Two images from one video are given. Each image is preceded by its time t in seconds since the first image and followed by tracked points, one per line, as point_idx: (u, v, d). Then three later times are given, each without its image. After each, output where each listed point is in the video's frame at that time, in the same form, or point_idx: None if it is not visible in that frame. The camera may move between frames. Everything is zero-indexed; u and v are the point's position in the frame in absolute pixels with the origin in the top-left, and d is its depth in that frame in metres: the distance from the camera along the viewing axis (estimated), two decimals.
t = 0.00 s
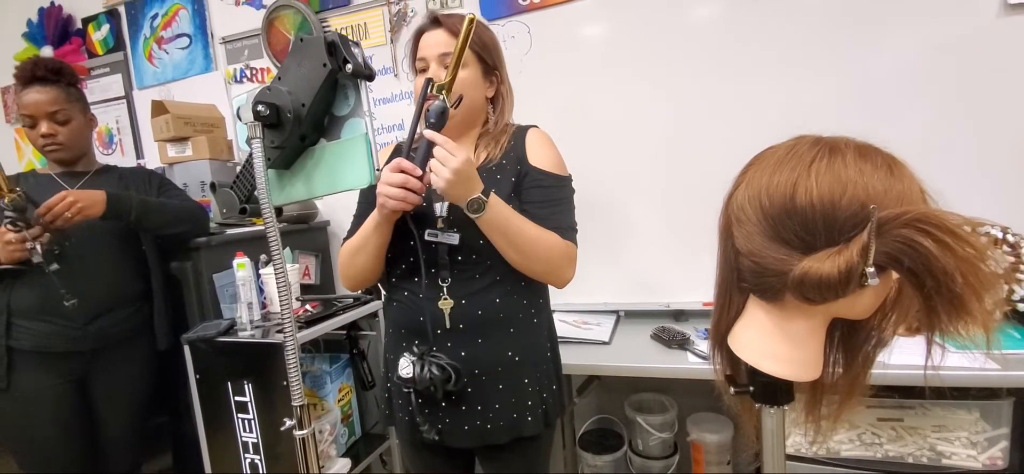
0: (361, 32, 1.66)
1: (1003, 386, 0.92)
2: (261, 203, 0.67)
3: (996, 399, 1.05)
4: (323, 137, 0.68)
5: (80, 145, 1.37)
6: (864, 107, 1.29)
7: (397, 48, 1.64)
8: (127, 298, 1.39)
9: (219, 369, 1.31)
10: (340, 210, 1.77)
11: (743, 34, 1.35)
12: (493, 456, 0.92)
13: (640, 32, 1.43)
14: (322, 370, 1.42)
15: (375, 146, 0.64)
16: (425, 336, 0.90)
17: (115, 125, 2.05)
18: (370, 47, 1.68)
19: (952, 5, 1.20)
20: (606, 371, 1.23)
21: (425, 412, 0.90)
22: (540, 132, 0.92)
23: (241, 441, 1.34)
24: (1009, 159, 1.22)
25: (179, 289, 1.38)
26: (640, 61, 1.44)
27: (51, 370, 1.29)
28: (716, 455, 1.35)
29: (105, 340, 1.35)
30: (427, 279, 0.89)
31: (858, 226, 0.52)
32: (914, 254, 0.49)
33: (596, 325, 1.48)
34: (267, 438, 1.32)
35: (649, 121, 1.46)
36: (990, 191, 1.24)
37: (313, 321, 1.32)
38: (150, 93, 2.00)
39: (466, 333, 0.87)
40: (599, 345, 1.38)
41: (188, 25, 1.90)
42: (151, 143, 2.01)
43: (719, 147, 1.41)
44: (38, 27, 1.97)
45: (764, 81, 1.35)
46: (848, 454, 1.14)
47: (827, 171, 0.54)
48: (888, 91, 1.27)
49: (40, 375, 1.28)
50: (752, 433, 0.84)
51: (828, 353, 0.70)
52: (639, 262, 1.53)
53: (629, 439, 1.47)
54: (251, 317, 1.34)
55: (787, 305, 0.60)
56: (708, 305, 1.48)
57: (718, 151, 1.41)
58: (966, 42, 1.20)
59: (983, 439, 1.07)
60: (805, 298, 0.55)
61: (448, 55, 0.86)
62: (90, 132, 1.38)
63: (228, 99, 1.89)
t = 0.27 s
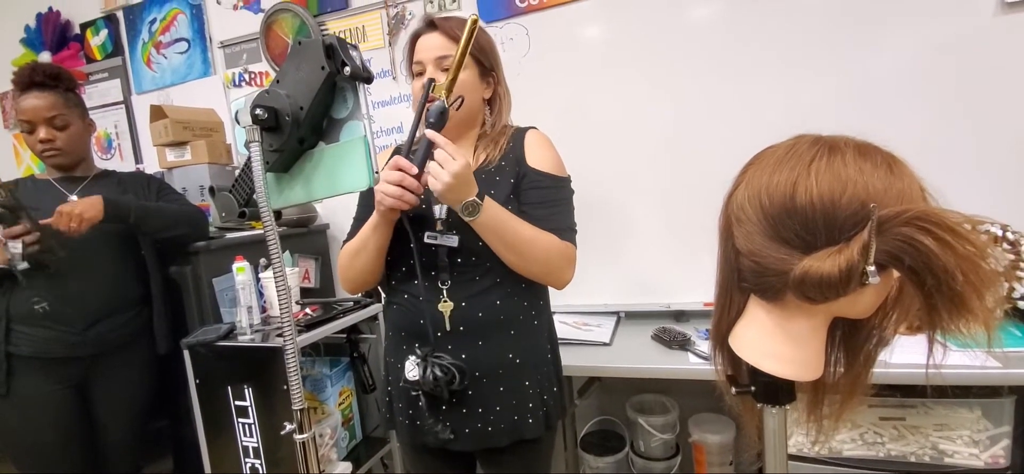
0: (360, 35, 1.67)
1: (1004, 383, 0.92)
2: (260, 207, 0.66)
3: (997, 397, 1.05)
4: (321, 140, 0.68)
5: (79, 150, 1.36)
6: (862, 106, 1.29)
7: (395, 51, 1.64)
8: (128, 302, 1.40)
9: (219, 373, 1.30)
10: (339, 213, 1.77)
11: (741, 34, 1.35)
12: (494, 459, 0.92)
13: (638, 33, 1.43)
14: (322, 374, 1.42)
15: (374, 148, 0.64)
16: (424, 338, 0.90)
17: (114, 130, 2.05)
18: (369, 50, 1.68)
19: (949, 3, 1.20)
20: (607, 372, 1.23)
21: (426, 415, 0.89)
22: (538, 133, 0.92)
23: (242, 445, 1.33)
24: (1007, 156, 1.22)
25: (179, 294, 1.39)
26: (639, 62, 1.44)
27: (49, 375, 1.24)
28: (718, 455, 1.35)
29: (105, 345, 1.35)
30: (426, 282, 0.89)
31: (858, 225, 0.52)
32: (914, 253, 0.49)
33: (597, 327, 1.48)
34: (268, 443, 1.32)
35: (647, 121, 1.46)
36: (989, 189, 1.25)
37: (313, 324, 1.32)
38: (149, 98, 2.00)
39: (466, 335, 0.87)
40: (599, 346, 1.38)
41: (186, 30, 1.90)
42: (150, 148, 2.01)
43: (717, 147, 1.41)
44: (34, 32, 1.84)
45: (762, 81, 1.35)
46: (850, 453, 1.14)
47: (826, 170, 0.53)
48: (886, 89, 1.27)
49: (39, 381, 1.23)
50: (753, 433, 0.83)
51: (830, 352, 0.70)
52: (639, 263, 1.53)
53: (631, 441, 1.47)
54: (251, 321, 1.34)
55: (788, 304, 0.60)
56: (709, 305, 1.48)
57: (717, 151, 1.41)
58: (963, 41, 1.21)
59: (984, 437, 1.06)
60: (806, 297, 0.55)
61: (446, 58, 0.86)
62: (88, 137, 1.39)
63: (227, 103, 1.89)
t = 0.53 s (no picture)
0: (362, 40, 1.67)
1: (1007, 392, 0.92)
2: (263, 214, 0.67)
3: (1000, 406, 1.04)
4: (325, 148, 0.68)
5: (81, 153, 1.37)
6: (865, 114, 1.29)
7: (397, 55, 1.64)
8: (127, 306, 1.38)
9: (220, 377, 1.30)
10: (341, 217, 1.77)
11: (744, 39, 1.35)
12: (495, 467, 0.91)
13: (641, 39, 1.43)
14: (323, 378, 1.42)
15: (378, 157, 0.64)
16: (425, 345, 0.89)
17: (116, 133, 2.05)
18: (371, 54, 1.68)
19: (951, 11, 1.20)
20: (609, 378, 1.23)
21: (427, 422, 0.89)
22: (541, 139, 0.92)
23: (241, 450, 1.33)
24: (1010, 164, 1.22)
25: (179, 297, 1.38)
26: (641, 68, 1.44)
27: (51, 378, 1.29)
28: (719, 462, 1.34)
29: (106, 349, 1.34)
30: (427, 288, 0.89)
31: (864, 236, 0.52)
32: (920, 265, 0.49)
33: (599, 332, 1.48)
34: (268, 447, 1.31)
35: (650, 127, 1.46)
36: (993, 196, 1.24)
37: (314, 329, 1.32)
38: (151, 101, 2.00)
39: (466, 342, 0.87)
40: (601, 352, 1.37)
41: (189, 33, 1.90)
42: (152, 151, 2.01)
43: (720, 152, 1.41)
44: (39, 35, 2.00)
45: (764, 88, 1.35)
46: (852, 461, 1.13)
47: (832, 182, 0.53)
48: (890, 96, 1.27)
49: (39, 385, 1.28)
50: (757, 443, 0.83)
51: (834, 362, 0.70)
52: (641, 269, 1.53)
53: (632, 447, 1.46)
54: (252, 325, 1.34)
55: (793, 315, 0.60)
56: (711, 311, 1.47)
57: (719, 157, 1.41)
58: (966, 48, 1.21)
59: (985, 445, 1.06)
60: (811, 309, 0.55)
61: (447, 65, 0.86)
62: (91, 140, 1.39)
63: (229, 106, 1.89)
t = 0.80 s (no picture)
0: (368, 42, 1.67)
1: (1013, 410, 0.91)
2: (266, 218, 0.67)
3: (1003, 425, 1.03)
4: (330, 154, 0.67)
5: (85, 151, 1.37)
6: (871, 127, 1.29)
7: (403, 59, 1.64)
8: (126, 306, 1.38)
9: (218, 379, 1.29)
10: (343, 218, 1.77)
11: (751, 50, 1.34)
12: None
13: (647, 48, 1.43)
14: (321, 381, 1.41)
15: (382, 164, 0.63)
16: (425, 353, 0.89)
17: (120, 130, 2.06)
18: (377, 57, 1.69)
19: (959, 26, 1.20)
20: (609, 388, 1.22)
21: (425, 430, 0.88)
22: (544, 145, 0.92)
23: (238, 452, 1.32)
24: (1017, 181, 1.21)
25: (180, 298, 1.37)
26: (647, 77, 1.44)
27: (50, 377, 1.29)
28: None
29: (104, 348, 1.34)
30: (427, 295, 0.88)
31: (872, 256, 0.51)
32: (928, 287, 0.48)
33: (599, 341, 1.47)
34: (265, 450, 1.30)
35: (655, 136, 1.46)
36: (999, 213, 1.23)
37: (314, 332, 1.31)
38: (157, 99, 2.00)
39: (466, 351, 0.86)
40: (601, 361, 1.36)
41: (195, 32, 1.91)
42: (156, 149, 2.01)
43: (724, 163, 1.40)
44: (47, 30, 2.03)
45: (770, 99, 1.35)
46: None
47: (841, 200, 0.53)
48: (896, 111, 1.26)
49: (36, 383, 1.29)
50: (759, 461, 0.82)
51: (838, 380, 0.69)
52: (644, 278, 1.52)
53: (630, 456, 1.45)
54: (251, 327, 1.34)
55: (798, 333, 0.60)
56: (712, 322, 1.46)
57: (724, 167, 1.41)
58: (974, 63, 1.20)
59: (987, 463, 1.05)
60: (816, 327, 0.54)
61: (448, 69, 0.85)
62: (95, 138, 1.39)
63: (234, 106, 1.89)
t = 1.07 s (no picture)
0: (378, 43, 1.67)
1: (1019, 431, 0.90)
2: (273, 218, 0.66)
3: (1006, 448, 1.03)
4: (338, 155, 0.67)
5: (94, 143, 1.37)
6: (880, 143, 1.28)
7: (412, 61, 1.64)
8: (129, 299, 1.38)
9: (217, 375, 1.29)
10: (347, 218, 1.76)
11: (760, 61, 1.34)
12: None
13: (656, 57, 1.43)
14: (320, 381, 1.40)
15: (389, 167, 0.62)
16: (424, 356, 0.88)
17: (128, 123, 2.06)
18: (386, 58, 1.69)
19: (970, 45, 1.19)
20: (608, 396, 1.22)
21: (423, 434, 0.88)
22: (550, 151, 0.92)
23: (234, 450, 1.32)
24: None
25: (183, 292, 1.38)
26: (655, 86, 1.44)
27: (50, 369, 1.29)
28: None
29: (105, 341, 1.34)
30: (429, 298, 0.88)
31: (881, 275, 0.51)
32: (938, 308, 0.48)
33: (600, 349, 1.46)
34: (261, 447, 1.30)
35: (661, 145, 1.45)
36: (1006, 233, 1.23)
37: (314, 331, 1.31)
38: (165, 93, 2.01)
39: (466, 355, 0.86)
40: (601, 369, 1.36)
41: (206, 28, 1.91)
42: (163, 143, 2.02)
43: (731, 175, 1.40)
44: (58, 22, 2.04)
45: (778, 112, 1.34)
46: None
47: (852, 218, 0.53)
48: (905, 128, 1.26)
49: (37, 374, 1.29)
50: None
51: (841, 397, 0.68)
52: (646, 287, 1.51)
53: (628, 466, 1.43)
54: (252, 324, 1.33)
55: (804, 350, 0.59)
56: (714, 334, 1.45)
57: (730, 179, 1.40)
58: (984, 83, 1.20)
59: None
60: (823, 345, 0.54)
61: (453, 72, 0.85)
62: (104, 131, 1.39)
63: (242, 103, 1.89)
